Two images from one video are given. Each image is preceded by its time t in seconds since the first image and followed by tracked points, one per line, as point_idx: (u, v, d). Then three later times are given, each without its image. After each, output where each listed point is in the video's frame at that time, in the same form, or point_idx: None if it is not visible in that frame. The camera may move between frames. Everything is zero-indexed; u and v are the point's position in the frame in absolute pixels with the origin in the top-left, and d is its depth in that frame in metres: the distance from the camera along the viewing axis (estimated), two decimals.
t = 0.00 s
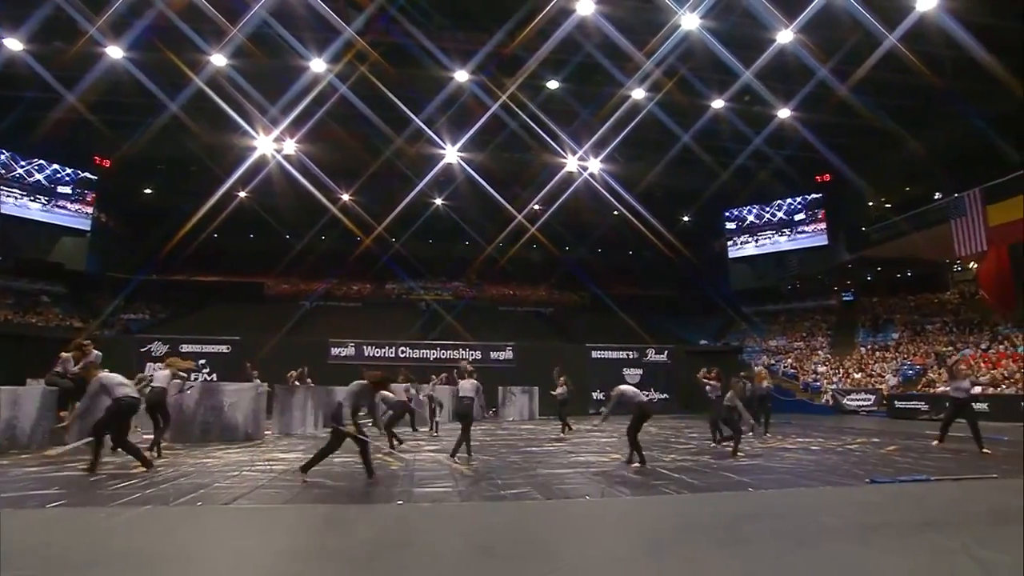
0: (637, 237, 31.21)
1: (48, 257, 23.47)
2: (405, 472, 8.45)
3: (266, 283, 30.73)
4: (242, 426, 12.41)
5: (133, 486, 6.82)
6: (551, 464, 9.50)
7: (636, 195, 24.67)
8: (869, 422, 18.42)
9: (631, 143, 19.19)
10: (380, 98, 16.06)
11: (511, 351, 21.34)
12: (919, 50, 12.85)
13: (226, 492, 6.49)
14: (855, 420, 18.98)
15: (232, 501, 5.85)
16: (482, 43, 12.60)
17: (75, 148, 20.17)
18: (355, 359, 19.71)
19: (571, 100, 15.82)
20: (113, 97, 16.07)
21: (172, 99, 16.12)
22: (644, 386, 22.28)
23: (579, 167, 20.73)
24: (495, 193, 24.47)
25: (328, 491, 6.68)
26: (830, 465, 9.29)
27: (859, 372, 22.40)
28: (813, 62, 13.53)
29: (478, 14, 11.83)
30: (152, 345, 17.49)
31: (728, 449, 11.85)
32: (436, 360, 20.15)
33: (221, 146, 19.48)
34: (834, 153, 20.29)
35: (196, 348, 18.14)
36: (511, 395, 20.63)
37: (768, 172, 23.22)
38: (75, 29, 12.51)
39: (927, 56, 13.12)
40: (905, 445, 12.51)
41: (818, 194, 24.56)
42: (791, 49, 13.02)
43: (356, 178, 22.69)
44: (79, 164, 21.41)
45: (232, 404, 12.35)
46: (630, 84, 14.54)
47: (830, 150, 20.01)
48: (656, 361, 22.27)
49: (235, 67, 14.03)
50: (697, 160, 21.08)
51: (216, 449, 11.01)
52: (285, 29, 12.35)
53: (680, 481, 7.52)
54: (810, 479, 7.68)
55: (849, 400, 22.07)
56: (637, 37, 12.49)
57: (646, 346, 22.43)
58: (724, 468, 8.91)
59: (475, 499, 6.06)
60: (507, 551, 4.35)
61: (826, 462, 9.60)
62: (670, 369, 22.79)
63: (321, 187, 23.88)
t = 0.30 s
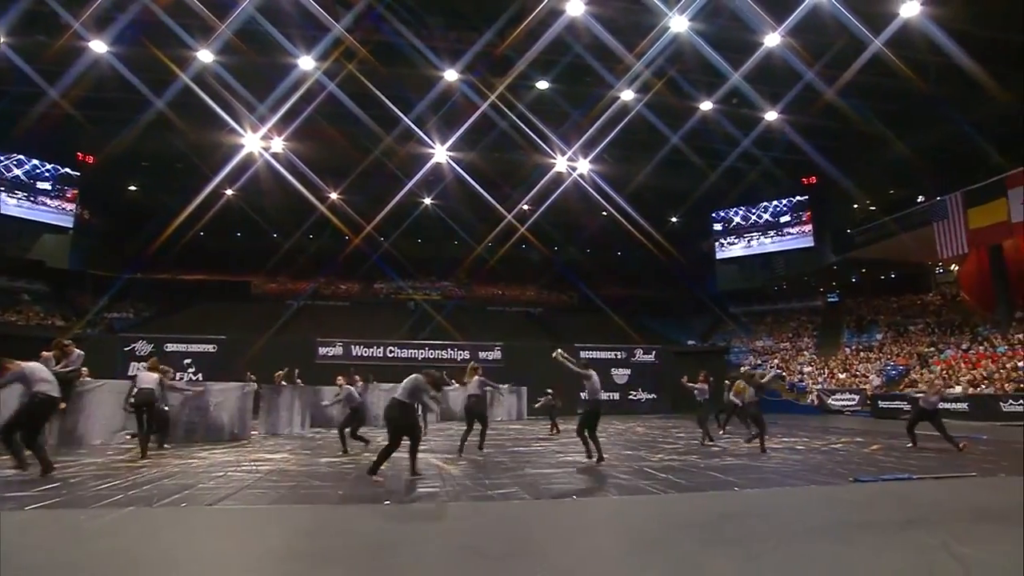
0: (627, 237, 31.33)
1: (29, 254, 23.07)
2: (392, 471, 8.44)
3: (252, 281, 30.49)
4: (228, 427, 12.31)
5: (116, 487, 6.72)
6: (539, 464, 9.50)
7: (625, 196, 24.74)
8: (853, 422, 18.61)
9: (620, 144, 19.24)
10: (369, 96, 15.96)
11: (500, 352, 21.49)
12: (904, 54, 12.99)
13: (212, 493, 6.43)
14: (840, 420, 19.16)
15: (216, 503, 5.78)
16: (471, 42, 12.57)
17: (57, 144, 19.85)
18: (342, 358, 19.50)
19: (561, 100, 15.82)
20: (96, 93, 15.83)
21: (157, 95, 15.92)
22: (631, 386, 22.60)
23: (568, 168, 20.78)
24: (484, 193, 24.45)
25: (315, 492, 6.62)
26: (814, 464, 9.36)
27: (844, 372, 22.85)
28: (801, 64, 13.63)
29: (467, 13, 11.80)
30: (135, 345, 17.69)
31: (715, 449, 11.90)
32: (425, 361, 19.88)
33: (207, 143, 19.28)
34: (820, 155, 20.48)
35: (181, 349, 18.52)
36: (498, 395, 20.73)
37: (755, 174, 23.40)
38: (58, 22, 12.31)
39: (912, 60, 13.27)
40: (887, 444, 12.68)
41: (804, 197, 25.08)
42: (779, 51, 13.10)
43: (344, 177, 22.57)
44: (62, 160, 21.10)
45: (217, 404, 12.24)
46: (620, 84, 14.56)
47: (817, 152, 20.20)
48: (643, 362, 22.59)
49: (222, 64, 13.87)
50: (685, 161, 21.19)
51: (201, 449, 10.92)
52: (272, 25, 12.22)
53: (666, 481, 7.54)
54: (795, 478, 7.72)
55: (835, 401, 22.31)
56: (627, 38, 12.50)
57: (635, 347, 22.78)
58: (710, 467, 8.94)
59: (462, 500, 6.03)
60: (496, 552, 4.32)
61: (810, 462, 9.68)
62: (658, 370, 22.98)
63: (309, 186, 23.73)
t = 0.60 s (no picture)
0: (615, 237, 31.42)
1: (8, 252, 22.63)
2: (379, 472, 8.41)
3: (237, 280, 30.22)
4: (212, 426, 12.25)
5: (97, 489, 6.64)
6: (525, 464, 9.51)
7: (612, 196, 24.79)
8: (837, 422, 18.82)
9: (608, 144, 19.29)
10: (356, 95, 15.87)
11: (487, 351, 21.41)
12: (888, 58, 13.15)
13: (195, 494, 6.37)
14: (824, 420, 19.37)
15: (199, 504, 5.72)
16: (459, 41, 12.55)
17: (37, 139, 19.50)
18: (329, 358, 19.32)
19: (550, 101, 15.83)
20: (78, 88, 15.57)
21: (141, 91, 15.71)
22: (618, 386, 22.77)
23: (557, 168, 20.82)
24: (473, 193, 24.44)
25: (299, 493, 6.58)
26: (799, 464, 9.43)
27: (828, 373, 22.90)
28: (787, 67, 13.75)
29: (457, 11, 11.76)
30: (118, 342, 17.75)
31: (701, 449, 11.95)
32: (411, 360, 20.19)
33: (192, 139, 19.05)
34: (805, 158, 20.68)
35: (165, 348, 17.97)
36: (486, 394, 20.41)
37: (742, 176, 23.58)
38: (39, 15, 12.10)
39: (896, 65, 13.44)
40: (870, 444, 12.85)
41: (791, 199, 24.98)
42: (766, 54, 13.22)
43: (332, 175, 22.43)
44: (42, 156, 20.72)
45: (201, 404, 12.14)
46: (608, 86, 14.60)
47: (802, 155, 20.40)
48: (630, 362, 22.76)
49: (207, 60, 13.71)
50: (673, 162, 21.29)
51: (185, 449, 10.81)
52: (259, 21, 12.10)
53: (652, 481, 7.57)
54: (780, 478, 7.76)
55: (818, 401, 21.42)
56: (615, 39, 12.53)
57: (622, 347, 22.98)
58: (696, 467, 8.95)
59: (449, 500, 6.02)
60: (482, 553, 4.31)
61: (795, 461, 9.76)
62: (644, 368, 23.32)
63: (296, 184, 23.56)
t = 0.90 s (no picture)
0: (605, 237, 31.50)
1: None
2: (368, 472, 8.40)
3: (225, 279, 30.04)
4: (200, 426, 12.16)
5: (80, 489, 6.57)
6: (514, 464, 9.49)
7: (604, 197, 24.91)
8: (824, 422, 18.98)
9: (598, 145, 19.32)
10: (346, 93, 15.80)
11: (477, 351, 21.52)
12: (875, 62, 13.28)
13: (185, 494, 6.33)
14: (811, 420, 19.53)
15: (185, 505, 5.68)
16: (450, 41, 12.55)
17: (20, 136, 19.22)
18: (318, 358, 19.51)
19: (540, 101, 15.84)
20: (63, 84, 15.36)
21: (128, 87, 15.54)
22: (607, 386, 22.88)
23: (547, 168, 20.86)
24: (464, 193, 24.46)
25: (287, 493, 6.53)
26: (786, 463, 9.51)
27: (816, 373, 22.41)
28: (776, 70, 13.85)
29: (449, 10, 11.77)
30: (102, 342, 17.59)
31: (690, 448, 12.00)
32: (400, 360, 20.30)
33: (180, 137, 18.87)
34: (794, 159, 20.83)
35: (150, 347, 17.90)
36: (476, 395, 20.31)
37: (731, 178, 23.73)
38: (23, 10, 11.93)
39: (884, 68, 13.57)
40: (855, 443, 12.98)
41: (779, 202, 25.73)
42: (755, 57, 13.32)
43: (322, 174, 22.32)
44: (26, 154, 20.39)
45: (188, 404, 12.07)
46: (599, 87, 14.64)
47: (790, 156, 20.55)
48: (620, 362, 23.00)
49: (195, 56, 13.59)
50: (664, 163, 21.38)
51: (171, 450, 10.66)
52: (248, 18, 12.01)
53: (640, 480, 7.60)
54: (768, 477, 7.81)
55: (805, 401, 21.69)
56: (606, 40, 12.55)
57: (611, 347, 23.25)
58: (685, 467, 8.96)
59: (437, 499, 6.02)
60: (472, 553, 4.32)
61: (782, 461, 9.83)
62: (634, 369, 23.32)
63: (286, 183, 23.45)
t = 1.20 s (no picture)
0: (597, 238, 31.55)
1: None
2: (359, 472, 8.36)
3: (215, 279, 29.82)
4: (188, 427, 12.05)
5: (64, 491, 6.48)
6: (504, 465, 9.49)
7: (596, 198, 24.95)
8: (812, 422, 19.13)
9: (590, 145, 19.34)
10: (337, 91, 15.71)
11: (468, 351, 21.31)
12: (865, 64, 13.37)
13: (171, 496, 6.24)
14: (800, 420, 19.68)
15: (171, 506, 5.62)
16: (442, 40, 12.52)
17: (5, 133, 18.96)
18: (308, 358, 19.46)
19: (532, 101, 15.83)
20: (49, 81, 15.16)
21: (116, 84, 15.37)
22: (598, 386, 22.95)
23: (539, 168, 20.86)
24: (456, 193, 24.44)
25: (274, 494, 6.47)
26: (775, 463, 9.57)
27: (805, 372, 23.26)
28: (768, 72, 13.92)
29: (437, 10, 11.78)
30: (89, 342, 17.41)
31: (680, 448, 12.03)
32: (391, 360, 20.29)
33: (168, 135, 18.69)
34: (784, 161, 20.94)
35: (139, 347, 17.79)
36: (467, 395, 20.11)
37: (722, 179, 23.83)
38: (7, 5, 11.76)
39: (873, 71, 13.68)
40: (842, 443, 13.08)
41: (769, 203, 24.85)
42: (746, 59, 13.39)
43: (312, 173, 22.19)
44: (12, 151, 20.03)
45: (176, 404, 11.97)
46: (592, 88, 14.65)
47: (781, 158, 20.64)
48: (610, 362, 23.08)
49: (185, 53, 13.45)
50: (655, 164, 21.44)
51: (158, 450, 10.54)
52: (238, 15, 11.92)
53: (630, 481, 7.61)
54: (757, 477, 7.84)
55: (794, 401, 21.60)
56: (598, 40, 12.56)
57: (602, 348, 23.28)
58: (676, 468, 8.97)
59: (425, 500, 5.98)
60: (461, 554, 4.29)
61: (771, 461, 9.88)
62: (625, 369, 23.48)
63: (276, 182, 23.30)
